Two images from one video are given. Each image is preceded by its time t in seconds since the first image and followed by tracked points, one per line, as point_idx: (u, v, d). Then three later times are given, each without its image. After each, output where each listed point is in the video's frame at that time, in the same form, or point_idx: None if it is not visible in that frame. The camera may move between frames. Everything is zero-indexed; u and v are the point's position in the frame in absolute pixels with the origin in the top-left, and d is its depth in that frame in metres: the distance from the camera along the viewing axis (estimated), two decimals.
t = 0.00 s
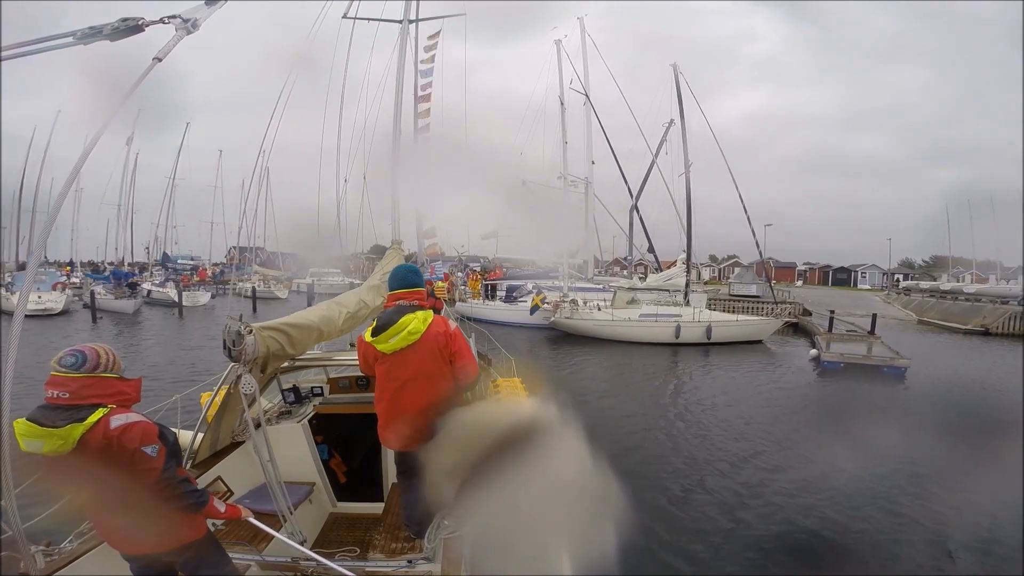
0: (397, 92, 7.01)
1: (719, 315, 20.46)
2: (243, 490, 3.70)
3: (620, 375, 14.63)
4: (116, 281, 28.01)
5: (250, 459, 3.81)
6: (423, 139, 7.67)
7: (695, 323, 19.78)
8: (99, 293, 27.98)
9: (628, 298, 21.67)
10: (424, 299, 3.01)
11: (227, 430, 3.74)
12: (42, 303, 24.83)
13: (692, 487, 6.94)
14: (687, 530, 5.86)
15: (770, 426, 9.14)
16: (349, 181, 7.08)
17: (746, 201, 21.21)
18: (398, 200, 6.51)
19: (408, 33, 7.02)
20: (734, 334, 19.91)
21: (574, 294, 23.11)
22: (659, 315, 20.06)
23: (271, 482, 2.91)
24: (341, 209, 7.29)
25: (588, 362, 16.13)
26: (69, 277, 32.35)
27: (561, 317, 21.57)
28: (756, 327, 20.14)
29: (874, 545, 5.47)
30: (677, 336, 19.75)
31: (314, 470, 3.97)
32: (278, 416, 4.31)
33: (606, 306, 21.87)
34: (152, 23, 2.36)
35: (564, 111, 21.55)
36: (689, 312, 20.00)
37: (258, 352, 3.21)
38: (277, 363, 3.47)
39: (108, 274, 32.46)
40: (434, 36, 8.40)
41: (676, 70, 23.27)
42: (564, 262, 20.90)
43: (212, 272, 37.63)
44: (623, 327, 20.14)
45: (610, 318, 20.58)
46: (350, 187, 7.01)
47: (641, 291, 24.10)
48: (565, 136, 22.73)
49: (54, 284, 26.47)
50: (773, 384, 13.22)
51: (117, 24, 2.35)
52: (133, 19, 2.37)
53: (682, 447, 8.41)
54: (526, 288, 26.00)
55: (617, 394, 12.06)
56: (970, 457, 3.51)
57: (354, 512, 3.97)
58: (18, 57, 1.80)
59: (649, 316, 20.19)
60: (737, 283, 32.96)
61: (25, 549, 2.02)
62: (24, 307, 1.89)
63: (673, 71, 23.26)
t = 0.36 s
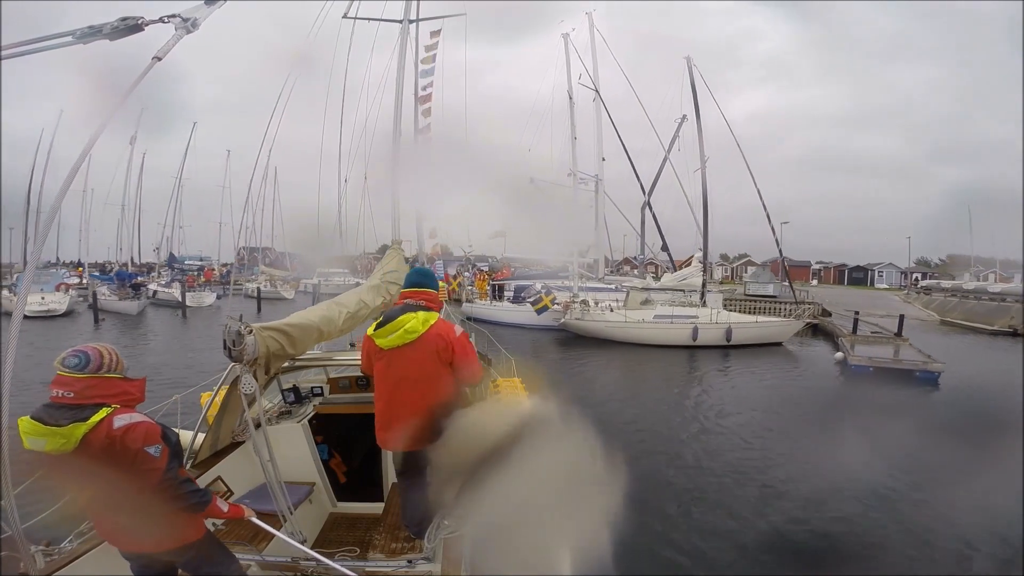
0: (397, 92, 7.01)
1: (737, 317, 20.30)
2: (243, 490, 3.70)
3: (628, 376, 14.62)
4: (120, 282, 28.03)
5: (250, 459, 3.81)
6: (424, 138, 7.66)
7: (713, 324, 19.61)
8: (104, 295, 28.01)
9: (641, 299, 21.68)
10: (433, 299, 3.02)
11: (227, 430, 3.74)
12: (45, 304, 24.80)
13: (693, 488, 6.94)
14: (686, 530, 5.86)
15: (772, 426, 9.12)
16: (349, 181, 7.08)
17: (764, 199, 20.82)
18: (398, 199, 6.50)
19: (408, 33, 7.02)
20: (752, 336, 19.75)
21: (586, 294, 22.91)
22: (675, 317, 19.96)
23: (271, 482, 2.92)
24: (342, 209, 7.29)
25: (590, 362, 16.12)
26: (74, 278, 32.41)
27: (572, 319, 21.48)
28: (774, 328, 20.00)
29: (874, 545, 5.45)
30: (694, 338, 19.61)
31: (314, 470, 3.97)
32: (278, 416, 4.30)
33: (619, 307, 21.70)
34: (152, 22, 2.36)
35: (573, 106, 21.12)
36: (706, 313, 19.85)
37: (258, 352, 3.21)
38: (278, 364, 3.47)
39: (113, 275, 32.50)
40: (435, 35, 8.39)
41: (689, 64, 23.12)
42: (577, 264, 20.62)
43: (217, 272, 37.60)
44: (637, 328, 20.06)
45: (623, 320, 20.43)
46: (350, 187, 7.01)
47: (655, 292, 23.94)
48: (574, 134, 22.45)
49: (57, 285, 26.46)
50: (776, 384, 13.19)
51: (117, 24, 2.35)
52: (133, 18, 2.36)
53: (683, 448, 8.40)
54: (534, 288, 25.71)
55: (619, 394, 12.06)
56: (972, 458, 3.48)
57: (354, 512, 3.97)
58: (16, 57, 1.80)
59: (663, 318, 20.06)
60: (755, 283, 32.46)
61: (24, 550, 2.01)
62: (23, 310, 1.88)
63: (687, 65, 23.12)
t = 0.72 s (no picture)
0: (398, 92, 7.00)
1: (817, 322, 17.64)
2: (244, 492, 3.70)
3: (704, 391, 12.44)
4: (133, 292, 27.96)
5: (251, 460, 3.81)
6: (424, 139, 7.65)
7: (790, 331, 17.01)
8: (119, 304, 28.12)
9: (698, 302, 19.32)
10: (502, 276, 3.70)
11: (228, 430, 3.75)
12: (56, 314, 24.73)
13: (694, 488, 6.94)
14: (687, 532, 5.83)
15: (775, 426, 9.08)
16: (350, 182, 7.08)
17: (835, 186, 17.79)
18: (399, 200, 6.50)
19: (408, 34, 7.03)
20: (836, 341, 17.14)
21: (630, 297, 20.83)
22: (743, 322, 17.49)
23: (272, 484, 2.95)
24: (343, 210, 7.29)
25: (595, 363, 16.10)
26: (84, 285, 32.37)
27: (615, 325, 19.02)
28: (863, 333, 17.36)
29: (875, 543, 5.44)
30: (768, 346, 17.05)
31: (314, 471, 3.98)
32: (277, 416, 4.30)
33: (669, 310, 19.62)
34: (152, 23, 2.38)
35: (607, 90, 19.29)
36: (779, 317, 17.39)
37: (252, 353, 3.21)
38: (273, 364, 3.47)
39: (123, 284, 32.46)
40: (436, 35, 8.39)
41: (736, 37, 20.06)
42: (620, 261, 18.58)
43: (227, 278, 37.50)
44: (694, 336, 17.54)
45: (678, 326, 18.15)
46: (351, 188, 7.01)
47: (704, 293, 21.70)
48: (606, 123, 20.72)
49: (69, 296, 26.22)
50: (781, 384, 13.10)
51: (117, 24, 2.36)
52: (133, 19, 2.37)
53: (686, 448, 8.38)
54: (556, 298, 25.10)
55: (624, 395, 12.02)
56: (972, 455, 3.45)
57: (353, 512, 4.00)
58: (15, 61, 1.82)
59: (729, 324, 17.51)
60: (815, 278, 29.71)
61: (25, 550, 2.02)
62: (22, 317, 1.91)
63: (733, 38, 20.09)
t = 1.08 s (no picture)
0: (398, 92, 7.01)
1: (921, 324, 13.95)
2: (244, 491, 3.70)
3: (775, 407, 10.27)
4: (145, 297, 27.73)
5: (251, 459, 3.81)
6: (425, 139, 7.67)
7: (891, 336, 13.16)
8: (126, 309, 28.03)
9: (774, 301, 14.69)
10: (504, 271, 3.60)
11: (227, 430, 3.75)
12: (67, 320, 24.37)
13: (696, 488, 6.92)
14: (689, 534, 5.79)
15: (777, 425, 9.06)
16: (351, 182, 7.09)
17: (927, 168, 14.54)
18: (399, 200, 6.51)
19: (408, 34, 7.03)
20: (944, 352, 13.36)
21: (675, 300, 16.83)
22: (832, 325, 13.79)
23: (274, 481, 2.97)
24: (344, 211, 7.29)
25: (597, 364, 16.08)
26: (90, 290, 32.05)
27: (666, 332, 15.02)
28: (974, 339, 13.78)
29: (877, 542, 5.43)
30: (865, 359, 13.12)
31: (314, 471, 3.98)
32: (277, 417, 4.30)
33: (739, 313, 15.22)
34: (151, 24, 2.38)
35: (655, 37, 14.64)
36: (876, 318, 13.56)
37: (259, 352, 3.23)
38: (278, 363, 3.48)
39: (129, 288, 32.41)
40: (436, 36, 8.39)
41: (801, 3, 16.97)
42: (659, 256, 16.48)
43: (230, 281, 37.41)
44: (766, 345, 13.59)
45: (748, 334, 14.03)
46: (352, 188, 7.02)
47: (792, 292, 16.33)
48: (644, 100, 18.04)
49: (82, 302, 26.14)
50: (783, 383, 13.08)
51: (117, 25, 2.36)
52: (132, 19, 2.37)
53: (688, 448, 8.36)
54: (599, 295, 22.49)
55: (625, 395, 12.00)
56: (974, 453, 3.43)
57: (353, 512, 4.00)
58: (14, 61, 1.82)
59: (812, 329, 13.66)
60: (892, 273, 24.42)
61: (24, 549, 2.02)
62: (21, 320, 1.92)
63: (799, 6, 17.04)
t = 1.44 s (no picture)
0: (399, 92, 7.00)
1: None
2: (245, 491, 3.71)
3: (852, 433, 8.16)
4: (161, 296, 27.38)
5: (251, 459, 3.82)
6: (426, 139, 7.66)
7: None
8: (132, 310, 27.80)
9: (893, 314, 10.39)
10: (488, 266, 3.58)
11: (227, 431, 3.76)
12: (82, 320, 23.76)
13: (696, 489, 6.91)
14: (689, 534, 5.79)
15: (779, 425, 9.04)
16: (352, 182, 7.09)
17: None
18: (399, 199, 6.50)
19: (408, 34, 7.03)
20: None
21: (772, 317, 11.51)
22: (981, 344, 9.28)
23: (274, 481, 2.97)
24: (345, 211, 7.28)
25: (598, 364, 16.05)
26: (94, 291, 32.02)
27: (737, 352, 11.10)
28: None
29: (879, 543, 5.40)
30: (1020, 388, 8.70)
31: (314, 470, 3.98)
32: (277, 417, 4.30)
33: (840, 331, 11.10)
34: (151, 23, 2.38)
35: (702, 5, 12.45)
36: None
37: (257, 352, 3.22)
38: (277, 364, 3.46)
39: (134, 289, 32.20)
40: (437, 36, 8.40)
41: None
42: (725, 255, 13.28)
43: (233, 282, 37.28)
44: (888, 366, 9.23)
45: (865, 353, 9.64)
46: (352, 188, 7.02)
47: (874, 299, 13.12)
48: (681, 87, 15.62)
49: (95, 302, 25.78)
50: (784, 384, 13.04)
51: (117, 24, 2.36)
52: (132, 19, 2.37)
53: (688, 449, 8.35)
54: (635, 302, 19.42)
55: (626, 395, 11.98)
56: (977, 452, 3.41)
57: (353, 512, 3.99)
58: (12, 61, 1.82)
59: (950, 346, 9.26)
60: None
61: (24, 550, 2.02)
62: (20, 321, 1.92)
63: None
